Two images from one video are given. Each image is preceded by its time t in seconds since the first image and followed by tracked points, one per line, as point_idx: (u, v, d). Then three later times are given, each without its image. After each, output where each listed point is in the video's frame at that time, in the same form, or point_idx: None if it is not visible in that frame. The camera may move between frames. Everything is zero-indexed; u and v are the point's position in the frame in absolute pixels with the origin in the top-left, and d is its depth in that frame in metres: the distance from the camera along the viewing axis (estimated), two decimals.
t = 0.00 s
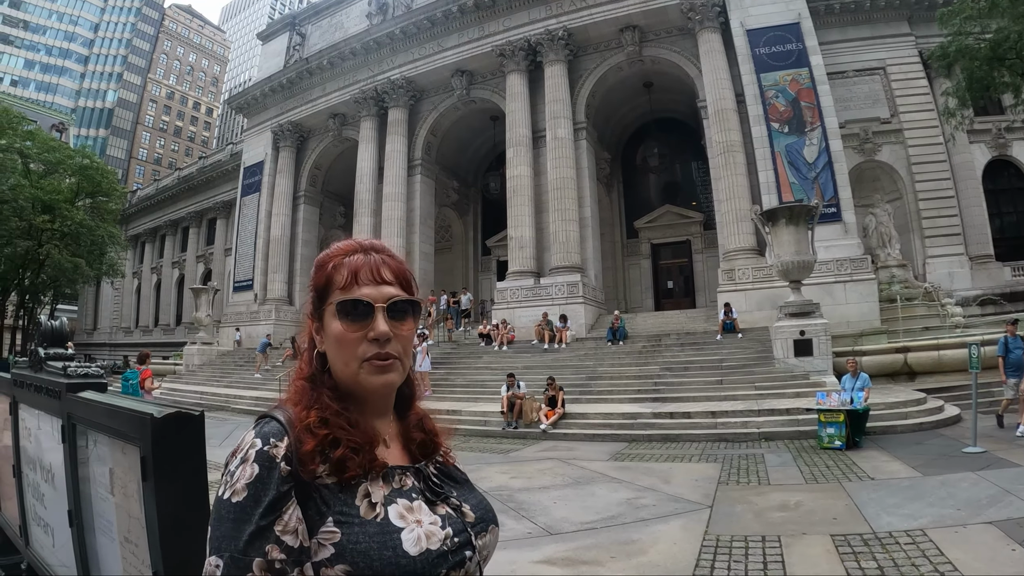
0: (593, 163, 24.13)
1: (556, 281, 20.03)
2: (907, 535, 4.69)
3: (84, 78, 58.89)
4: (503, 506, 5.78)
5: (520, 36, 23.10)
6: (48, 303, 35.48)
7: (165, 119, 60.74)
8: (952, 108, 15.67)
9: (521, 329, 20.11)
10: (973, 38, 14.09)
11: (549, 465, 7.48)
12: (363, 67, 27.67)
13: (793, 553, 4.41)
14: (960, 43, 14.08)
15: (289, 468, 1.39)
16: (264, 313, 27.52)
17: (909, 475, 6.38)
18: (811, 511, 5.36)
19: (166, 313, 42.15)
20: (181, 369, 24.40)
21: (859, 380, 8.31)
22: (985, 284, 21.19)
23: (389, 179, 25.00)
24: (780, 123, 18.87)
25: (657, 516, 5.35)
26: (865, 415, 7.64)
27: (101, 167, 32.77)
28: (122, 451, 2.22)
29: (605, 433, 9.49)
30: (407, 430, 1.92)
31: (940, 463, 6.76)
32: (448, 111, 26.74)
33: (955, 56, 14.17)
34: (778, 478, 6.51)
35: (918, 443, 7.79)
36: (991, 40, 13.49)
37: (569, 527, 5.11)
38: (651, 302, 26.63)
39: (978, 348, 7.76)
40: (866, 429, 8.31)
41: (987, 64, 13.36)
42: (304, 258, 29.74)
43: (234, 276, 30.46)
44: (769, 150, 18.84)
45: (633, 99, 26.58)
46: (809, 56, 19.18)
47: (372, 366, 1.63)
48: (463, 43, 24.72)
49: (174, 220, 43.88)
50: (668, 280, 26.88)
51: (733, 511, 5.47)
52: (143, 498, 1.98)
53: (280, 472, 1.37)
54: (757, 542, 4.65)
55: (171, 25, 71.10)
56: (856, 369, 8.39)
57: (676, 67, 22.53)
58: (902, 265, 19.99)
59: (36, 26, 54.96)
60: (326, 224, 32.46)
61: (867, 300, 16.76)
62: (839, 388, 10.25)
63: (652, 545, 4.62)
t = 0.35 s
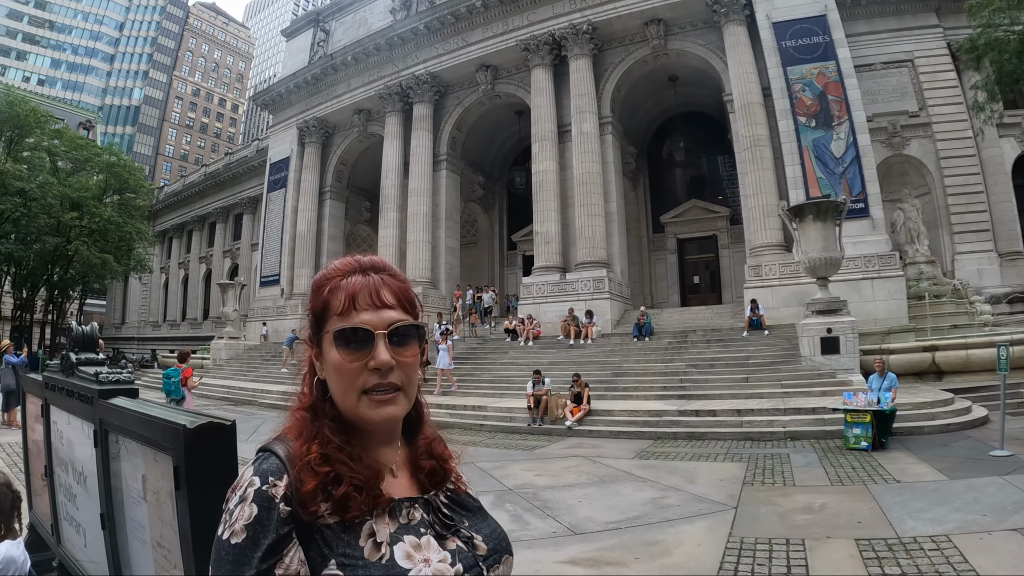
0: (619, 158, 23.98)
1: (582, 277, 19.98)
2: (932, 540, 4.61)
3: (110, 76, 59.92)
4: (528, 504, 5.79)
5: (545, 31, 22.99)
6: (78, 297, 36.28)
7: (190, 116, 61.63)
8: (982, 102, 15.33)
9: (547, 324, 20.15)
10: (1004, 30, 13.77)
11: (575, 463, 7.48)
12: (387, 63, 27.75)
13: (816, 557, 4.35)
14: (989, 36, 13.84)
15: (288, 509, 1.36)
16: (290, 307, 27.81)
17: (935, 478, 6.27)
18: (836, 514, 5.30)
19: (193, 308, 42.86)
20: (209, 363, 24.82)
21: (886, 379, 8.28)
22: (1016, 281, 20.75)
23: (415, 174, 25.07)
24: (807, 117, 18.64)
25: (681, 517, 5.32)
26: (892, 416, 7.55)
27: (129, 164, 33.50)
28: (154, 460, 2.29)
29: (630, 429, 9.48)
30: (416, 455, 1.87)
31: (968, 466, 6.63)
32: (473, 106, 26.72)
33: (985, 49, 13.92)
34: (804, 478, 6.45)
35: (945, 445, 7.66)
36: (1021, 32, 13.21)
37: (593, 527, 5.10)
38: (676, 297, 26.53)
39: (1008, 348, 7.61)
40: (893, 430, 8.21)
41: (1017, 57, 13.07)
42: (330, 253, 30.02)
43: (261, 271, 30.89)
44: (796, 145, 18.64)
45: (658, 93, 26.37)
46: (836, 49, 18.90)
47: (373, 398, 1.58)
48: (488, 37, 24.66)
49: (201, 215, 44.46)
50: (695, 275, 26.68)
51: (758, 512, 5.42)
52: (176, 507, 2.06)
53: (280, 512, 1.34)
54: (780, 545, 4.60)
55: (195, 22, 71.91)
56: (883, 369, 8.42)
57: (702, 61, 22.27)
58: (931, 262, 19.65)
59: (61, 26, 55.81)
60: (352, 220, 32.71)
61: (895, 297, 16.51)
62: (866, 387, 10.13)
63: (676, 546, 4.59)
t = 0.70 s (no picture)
0: (631, 156, 23.93)
1: (594, 275, 19.99)
2: (944, 544, 4.56)
3: (123, 75, 60.46)
4: (540, 503, 5.80)
5: (557, 28, 22.94)
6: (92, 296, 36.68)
7: (202, 114, 62.08)
8: (996, 99, 15.19)
9: (560, 322, 20.19)
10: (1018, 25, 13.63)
11: (587, 462, 7.48)
12: (399, 61, 27.79)
13: (827, 560, 4.31)
14: (1003, 32, 13.71)
15: (280, 544, 1.28)
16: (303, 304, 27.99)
17: (948, 480, 6.20)
18: (847, 516, 5.26)
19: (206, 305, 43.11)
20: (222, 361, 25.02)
21: (899, 379, 8.25)
22: None
23: (428, 172, 25.11)
24: (819, 114, 18.53)
25: (693, 517, 5.31)
26: (905, 417, 7.49)
27: (140, 163, 34.18)
28: (172, 465, 2.30)
29: (642, 428, 9.48)
30: (408, 477, 1.80)
31: (981, 467, 6.55)
32: (485, 103, 26.74)
33: (999, 45, 13.79)
34: (816, 479, 6.42)
35: (959, 446, 7.59)
36: None
37: (605, 527, 5.09)
38: (689, 295, 26.49)
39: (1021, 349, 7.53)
40: (906, 431, 8.15)
41: None
42: (343, 251, 30.15)
43: (275, 268, 31.14)
44: (809, 142, 18.53)
45: (670, 91, 26.26)
46: (849, 46, 18.78)
47: (387, 417, 1.51)
48: (499, 35, 24.64)
49: (214, 214, 44.74)
50: (707, 273, 26.60)
51: (768, 514, 5.40)
52: (192, 511, 2.09)
53: (271, 548, 1.25)
54: (791, 547, 4.58)
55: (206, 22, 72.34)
56: (896, 369, 8.36)
57: (714, 57, 22.15)
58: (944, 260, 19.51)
59: (73, 25, 56.25)
60: (364, 218, 32.82)
61: (908, 296, 16.41)
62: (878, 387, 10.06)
63: (687, 548, 4.57)
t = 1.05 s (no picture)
0: (643, 152, 23.85)
1: (605, 272, 19.99)
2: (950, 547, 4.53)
3: (135, 74, 60.87)
4: (548, 501, 5.81)
5: (568, 24, 22.89)
6: (105, 293, 37.02)
7: (214, 112, 62.47)
8: (1010, 95, 15.02)
9: (571, 319, 20.20)
10: None
11: (597, 460, 7.48)
12: (410, 58, 27.76)
13: (835, 561, 4.29)
14: (1016, 27, 13.55)
15: (268, 555, 1.24)
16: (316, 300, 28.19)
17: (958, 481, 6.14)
18: (855, 517, 5.24)
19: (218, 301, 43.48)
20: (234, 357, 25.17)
21: (910, 379, 8.21)
22: None
23: (439, 168, 25.11)
24: (831, 111, 18.42)
25: (702, 517, 5.29)
26: (916, 417, 7.44)
27: (154, 160, 33.99)
28: (179, 465, 2.33)
29: (652, 426, 9.47)
30: (386, 479, 1.81)
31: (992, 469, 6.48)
32: (496, 100, 26.71)
33: (1013, 41, 13.63)
34: (825, 479, 6.40)
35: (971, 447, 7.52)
36: None
37: (613, 526, 5.09)
38: (701, 292, 26.42)
39: None
40: (917, 431, 8.10)
41: None
42: (355, 247, 30.26)
43: (287, 265, 31.36)
44: (821, 139, 18.44)
45: (681, 87, 26.16)
46: (861, 41, 18.64)
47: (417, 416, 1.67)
48: (510, 31, 24.58)
49: (226, 211, 44.96)
50: (719, 270, 26.51)
51: (776, 514, 5.38)
52: (199, 509, 2.12)
53: (258, 561, 1.22)
54: (799, 548, 4.55)
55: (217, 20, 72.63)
56: (907, 369, 8.31)
57: (726, 54, 22.04)
58: (958, 257, 19.35)
59: (84, 24, 56.73)
60: (376, 215, 32.87)
61: (920, 294, 16.32)
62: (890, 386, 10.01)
63: (694, 548, 4.56)
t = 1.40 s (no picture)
0: (654, 148, 23.78)
1: (616, 268, 19.97)
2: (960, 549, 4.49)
3: (146, 71, 61.22)
4: (557, 499, 5.81)
5: (578, 19, 22.77)
6: (117, 289, 37.33)
7: (223, 109, 62.70)
8: None
9: (582, 315, 20.21)
10: None
11: (607, 458, 7.47)
12: (420, 53, 27.73)
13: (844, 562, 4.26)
14: None
15: (279, 565, 1.25)
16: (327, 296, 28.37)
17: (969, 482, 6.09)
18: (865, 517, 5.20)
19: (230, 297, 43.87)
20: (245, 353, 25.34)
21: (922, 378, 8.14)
22: None
23: (450, 164, 25.13)
24: (843, 106, 18.31)
25: (711, 516, 5.27)
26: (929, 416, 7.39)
27: (164, 157, 34.28)
28: (184, 466, 2.35)
29: (663, 424, 9.46)
30: (395, 491, 1.75)
31: (1005, 469, 6.41)
32: (507, 96, 26.67)
33: None
34: (835, 479, 6.37)
35: (984, 446, 7.45)
36: None
37: (621, 525, 5.07)
38: (712, 288, 26.33)
39: None
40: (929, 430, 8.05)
41: None
42: (366, 243, 30.37)
43: (297, 261, 31.51)
44: (833, 135, 18.35)
45: (692, 82, 26.04)
46: (873, 36, 18.48)
47: (359, 432, 1.49)
48: (520, 26, 24.51)
49: (237, 207, 45.17)
50: (730, 266, 26.42)
51: (787, 514, 5.35)
52: (203, 511, 2.14)
53: (270, 568, 1.23)
54: (808, 549, 4.53)
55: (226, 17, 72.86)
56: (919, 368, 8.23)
57: (737, 48, 21.91)
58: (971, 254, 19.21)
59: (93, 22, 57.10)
60: (387, 211, 32.94)
61: (932, 291, 16.21)
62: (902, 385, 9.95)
63: (703, 548, 4.53)
